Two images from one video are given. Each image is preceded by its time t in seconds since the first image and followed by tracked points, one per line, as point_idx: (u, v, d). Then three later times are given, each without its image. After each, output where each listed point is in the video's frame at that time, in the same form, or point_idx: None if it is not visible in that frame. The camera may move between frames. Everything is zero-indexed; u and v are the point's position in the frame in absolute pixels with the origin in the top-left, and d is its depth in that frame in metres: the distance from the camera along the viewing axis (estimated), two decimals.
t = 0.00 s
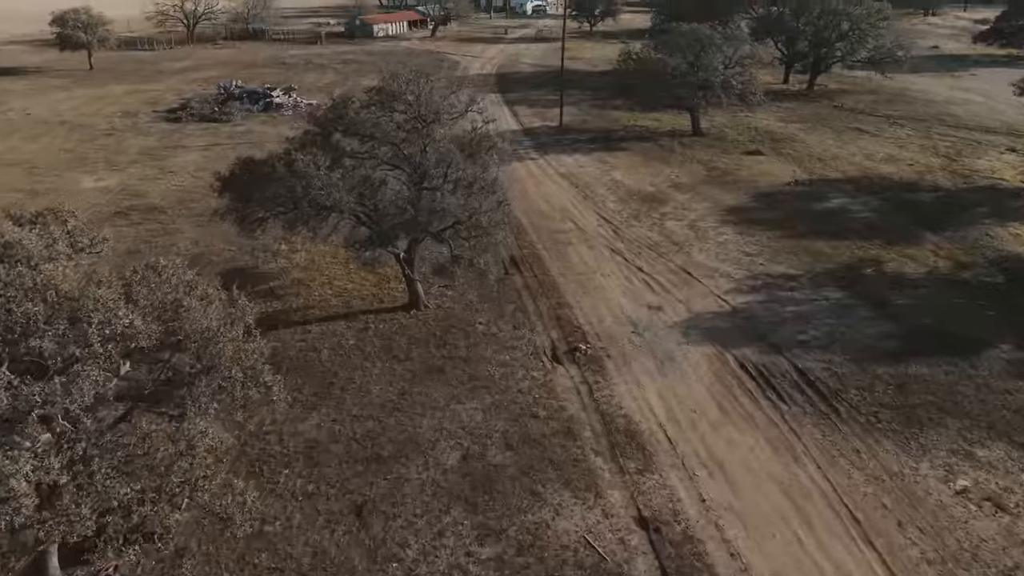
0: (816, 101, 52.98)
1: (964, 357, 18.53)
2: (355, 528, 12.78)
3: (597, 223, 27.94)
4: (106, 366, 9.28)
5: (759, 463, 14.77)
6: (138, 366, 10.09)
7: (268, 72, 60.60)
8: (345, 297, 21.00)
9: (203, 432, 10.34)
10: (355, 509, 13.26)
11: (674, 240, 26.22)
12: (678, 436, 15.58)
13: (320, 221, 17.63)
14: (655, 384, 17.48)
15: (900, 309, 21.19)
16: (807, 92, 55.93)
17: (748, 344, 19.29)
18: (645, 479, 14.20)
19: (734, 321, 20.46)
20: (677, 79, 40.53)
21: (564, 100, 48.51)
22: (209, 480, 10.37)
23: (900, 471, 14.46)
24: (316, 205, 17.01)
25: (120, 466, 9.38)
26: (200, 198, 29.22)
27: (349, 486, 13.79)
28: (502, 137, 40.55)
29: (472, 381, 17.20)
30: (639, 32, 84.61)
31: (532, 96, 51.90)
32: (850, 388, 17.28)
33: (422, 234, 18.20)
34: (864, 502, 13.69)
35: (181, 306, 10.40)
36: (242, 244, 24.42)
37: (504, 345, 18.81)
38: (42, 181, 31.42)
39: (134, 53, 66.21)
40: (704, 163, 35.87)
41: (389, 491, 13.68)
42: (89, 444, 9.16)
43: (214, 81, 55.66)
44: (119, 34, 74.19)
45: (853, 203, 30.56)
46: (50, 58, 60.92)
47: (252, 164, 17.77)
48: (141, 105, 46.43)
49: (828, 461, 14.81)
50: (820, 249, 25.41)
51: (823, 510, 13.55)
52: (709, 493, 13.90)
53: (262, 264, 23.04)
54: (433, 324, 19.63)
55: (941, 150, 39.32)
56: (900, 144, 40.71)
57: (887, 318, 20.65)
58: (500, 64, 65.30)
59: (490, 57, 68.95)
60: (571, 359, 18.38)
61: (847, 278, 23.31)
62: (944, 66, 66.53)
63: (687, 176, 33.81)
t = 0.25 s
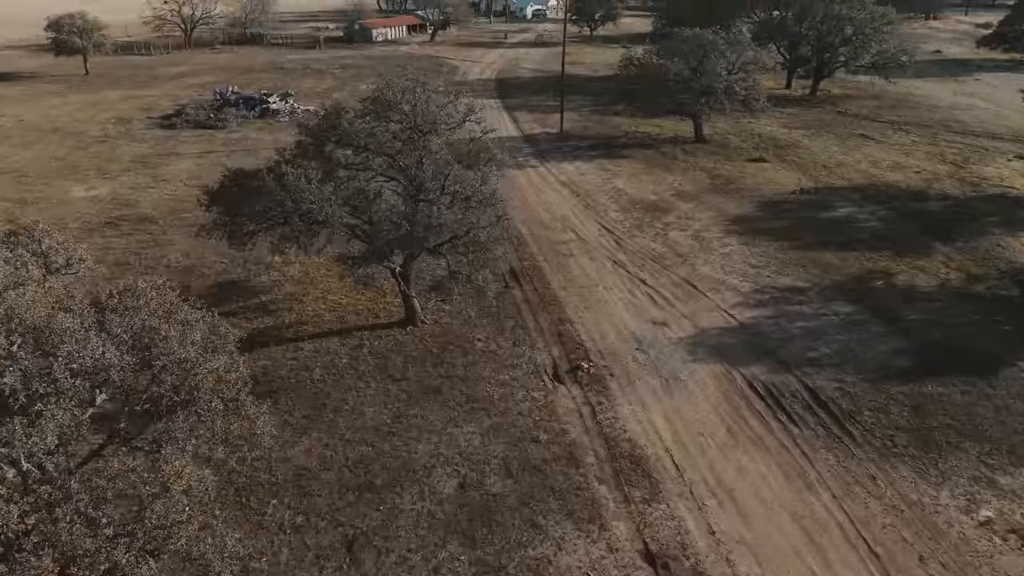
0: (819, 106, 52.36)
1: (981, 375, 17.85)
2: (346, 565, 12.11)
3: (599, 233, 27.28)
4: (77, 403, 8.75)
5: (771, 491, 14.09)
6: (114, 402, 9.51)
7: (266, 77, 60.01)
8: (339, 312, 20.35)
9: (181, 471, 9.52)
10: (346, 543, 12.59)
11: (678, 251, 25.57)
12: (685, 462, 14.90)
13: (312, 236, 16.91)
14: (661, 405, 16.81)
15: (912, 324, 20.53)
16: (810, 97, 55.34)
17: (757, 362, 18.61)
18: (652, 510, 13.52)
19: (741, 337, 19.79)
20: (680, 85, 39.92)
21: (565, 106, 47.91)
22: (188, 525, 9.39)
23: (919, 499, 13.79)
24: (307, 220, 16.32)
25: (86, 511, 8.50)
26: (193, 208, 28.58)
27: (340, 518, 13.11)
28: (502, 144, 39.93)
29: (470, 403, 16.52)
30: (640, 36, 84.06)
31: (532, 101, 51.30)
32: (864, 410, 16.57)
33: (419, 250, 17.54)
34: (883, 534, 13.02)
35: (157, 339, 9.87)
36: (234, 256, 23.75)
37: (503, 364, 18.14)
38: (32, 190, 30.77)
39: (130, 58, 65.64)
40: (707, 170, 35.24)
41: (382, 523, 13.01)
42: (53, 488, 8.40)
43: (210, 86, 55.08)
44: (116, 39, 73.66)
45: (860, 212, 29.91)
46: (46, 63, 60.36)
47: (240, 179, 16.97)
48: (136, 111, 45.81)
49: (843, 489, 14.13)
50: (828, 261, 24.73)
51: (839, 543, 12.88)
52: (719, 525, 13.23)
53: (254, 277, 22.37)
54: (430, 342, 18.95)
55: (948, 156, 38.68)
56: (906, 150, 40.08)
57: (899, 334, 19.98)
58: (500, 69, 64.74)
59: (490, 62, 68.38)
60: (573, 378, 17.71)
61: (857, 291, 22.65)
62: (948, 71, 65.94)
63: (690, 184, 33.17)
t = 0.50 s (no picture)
0: (823, 112, 51.77)
1: (1000, 395, 17.16)
2: None
3: (601, 243, 26.63)
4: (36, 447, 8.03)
5: (784, 523, 13.40)
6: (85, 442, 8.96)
7: (263, 83, 59.41)
8: (333, 328, 19.69)
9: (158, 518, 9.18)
10: None
11: (683, 263, 24.90)
12: (694, 490, 14.22)
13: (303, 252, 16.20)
14: (667, 428, 16.11)
15: (926, 340, 19.84)
16: (813, 103, 54.74)
17: (766, 380, 17.91)
18: (659, 543, 12.83)
19: (750, 354, 19.10)
20: (683, 91, 39.28)
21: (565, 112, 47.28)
22: None
23: (941, 532, 13.08)
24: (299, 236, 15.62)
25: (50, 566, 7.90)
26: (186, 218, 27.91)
27: (331, 553, 12.43)
28: (502, 150, 39.29)
29: (468, 425, 15.84)
30: (641, 41, 83.55)
31: (533, 107, 50.68)
32: (880, 433, 15.87)
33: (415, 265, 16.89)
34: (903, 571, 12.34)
35: (131, 372, 9.19)
36: (226, 268, 23.08)
37: (503, 383, 17.45)
38: (21, 199, 30.11)
39: (127, 63, 65.08)
40: (711, 178, 34.61)
41: (375, 558, 12.33)
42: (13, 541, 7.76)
43: (207, 91, 54.46)
44: (113, 44, 73.12)
45: (868, 221, 29.25)
46: (41, 68, 59.76)
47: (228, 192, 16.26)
48: (131, 117, 45.17)
49: (860, 520, 13.43)
50: (837, 273, 24.06)
51: None
52: (730, 560, 12.55)
53: (246, 290, 21.71)
54: (427, 360, 18.26)
55: (955, 163, 38.04)
56: (913, 157, 39.43)
57: (914, 350, 19.28)
58: (500, 74, 64.14)
59: (490, 66, 67.82)
60: (575, 398, 17.01)
61: (867, 305, 21.96)
62: (952, 76, 65.37)
63: (694, 193, 32.53)
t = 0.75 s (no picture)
0: (827, 118, 51.14)
1: (1021, 416, 16.44)
2: None
3: (603, 254, 25.97)
4: None
5: (799, 557, 12.72)
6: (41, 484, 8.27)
7: (261, 88, 58.81)
8: (327, 345, 19.04)
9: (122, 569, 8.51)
10: None
11: (687, 275, 24.25)
12: (703, 520, 13.54)
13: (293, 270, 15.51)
14: (674, 452, 15.42)
15: (942, 356, 19.13)
16: (817, 108, 54.13)
17: (777, 401, 17.20)
18: None
19: (759, 372, 18.40)
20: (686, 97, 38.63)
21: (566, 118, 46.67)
22: None
23: (965, 568, 12.37)
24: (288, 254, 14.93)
25: None
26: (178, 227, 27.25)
27: None
28: (501, 158, 38.64)
29: (466, 450, 15.15)
30: (642, 46, 82.99)
31: (533, 113, 50.07)
32: (898, 458, 15.14)
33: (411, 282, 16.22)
34: None
35: (101, 408, 8.53)
36: (217, 281, 22.42)
37: (503, 404, 16.76)
38: (10, 208, 29.46)
39: (123, 69, 64.52)
40: (714, 186, 33.99)
41: None
42: None
43: (203, 97, 53.85)
44: (110, 49, 72.63)
45: (876, 231, 28.60)
46: (36, 74, 59.19)
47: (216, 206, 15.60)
48: (126, 123, 44.53)
49: (879, 554, 12.73)
50: (846, 286, 23.38)
51: None
52: None
53: (238, 304, 21.07)
54: (423, 379, 17.59)
55: (963, 170, 37.36)
56: (920, 163, 38.76)
57: (929, 367, 18.57)
58: (500, 79, 63.54)
59: (490, 71, 67.23)
60: (577, 420, 16.32)
61: (879, 319, 21.26)
62: (956, 81, 64.72)
63: (698, 202, 31.87)
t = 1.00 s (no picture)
0: (830, 123, 50.50)
1: None
2: None
3: (605, 265, 25.29)
4: None
5: None
6: None
7: (258, 93, 58.20)
8: (320, 363, 18.33)
9: None
10: None
11: (692, 288, 23.57)
12: (713, 553, 12.85)
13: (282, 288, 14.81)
14: (682, 478, 14.72)
15: (958, 374, 18.43)
16: (820, 113, 53.52)
17: (788, 423, 16.50)
18: None
19: (768, 392, 17.70)
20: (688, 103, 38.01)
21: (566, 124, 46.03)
22: None
23: None
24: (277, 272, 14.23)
25: None
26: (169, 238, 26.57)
27: None
28: (501, 165, 37.96)
29: (464, 476, 14.45)
30: (642, 50, 82.46)
31: (533, 118, 49.43)
32: (916, 485, 14.45)
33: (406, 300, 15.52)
34: None
35: (63, 450, 8.02)
36: (208, 295, 21.72)
37: (502, 427, 16.06)
38: None
39: (119, 74, 63.91)
40: (718, 194, 33.34)
41: None
42: None
43: (199, 103, 53.24)
44: (107, 54, 72.06)
45: (885, 241, 27.92)
46: (31, 79, 58.59)
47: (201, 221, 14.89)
48: (120, 129, 43.89)
49: None
50: (857, 299, 22.69)
51: None
52: None
53: (228, 319, 20.36)
54: (419, 400, 16.88)
55: (971, 178, 36.70)
56: (926, 170, 38.10)
57: (945, 386, 17.87)
58: (499, 84, 62.95)
59: (490, 76, 66.61)
60: (580, 444, 15.62)
61: (891, 334, 20.57)
62: (960, 85, 64.08)
63: (701, 211, 31.20)
